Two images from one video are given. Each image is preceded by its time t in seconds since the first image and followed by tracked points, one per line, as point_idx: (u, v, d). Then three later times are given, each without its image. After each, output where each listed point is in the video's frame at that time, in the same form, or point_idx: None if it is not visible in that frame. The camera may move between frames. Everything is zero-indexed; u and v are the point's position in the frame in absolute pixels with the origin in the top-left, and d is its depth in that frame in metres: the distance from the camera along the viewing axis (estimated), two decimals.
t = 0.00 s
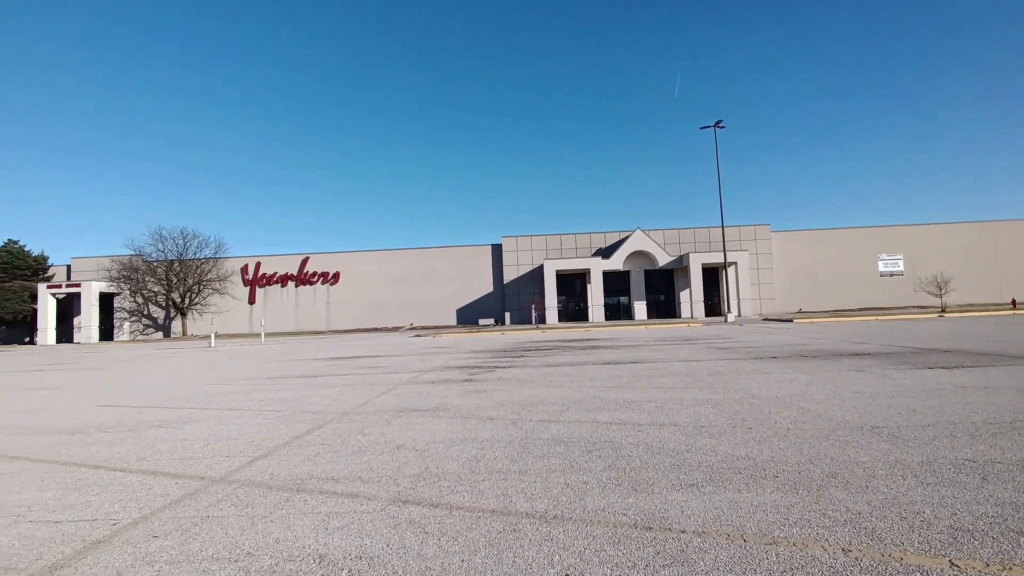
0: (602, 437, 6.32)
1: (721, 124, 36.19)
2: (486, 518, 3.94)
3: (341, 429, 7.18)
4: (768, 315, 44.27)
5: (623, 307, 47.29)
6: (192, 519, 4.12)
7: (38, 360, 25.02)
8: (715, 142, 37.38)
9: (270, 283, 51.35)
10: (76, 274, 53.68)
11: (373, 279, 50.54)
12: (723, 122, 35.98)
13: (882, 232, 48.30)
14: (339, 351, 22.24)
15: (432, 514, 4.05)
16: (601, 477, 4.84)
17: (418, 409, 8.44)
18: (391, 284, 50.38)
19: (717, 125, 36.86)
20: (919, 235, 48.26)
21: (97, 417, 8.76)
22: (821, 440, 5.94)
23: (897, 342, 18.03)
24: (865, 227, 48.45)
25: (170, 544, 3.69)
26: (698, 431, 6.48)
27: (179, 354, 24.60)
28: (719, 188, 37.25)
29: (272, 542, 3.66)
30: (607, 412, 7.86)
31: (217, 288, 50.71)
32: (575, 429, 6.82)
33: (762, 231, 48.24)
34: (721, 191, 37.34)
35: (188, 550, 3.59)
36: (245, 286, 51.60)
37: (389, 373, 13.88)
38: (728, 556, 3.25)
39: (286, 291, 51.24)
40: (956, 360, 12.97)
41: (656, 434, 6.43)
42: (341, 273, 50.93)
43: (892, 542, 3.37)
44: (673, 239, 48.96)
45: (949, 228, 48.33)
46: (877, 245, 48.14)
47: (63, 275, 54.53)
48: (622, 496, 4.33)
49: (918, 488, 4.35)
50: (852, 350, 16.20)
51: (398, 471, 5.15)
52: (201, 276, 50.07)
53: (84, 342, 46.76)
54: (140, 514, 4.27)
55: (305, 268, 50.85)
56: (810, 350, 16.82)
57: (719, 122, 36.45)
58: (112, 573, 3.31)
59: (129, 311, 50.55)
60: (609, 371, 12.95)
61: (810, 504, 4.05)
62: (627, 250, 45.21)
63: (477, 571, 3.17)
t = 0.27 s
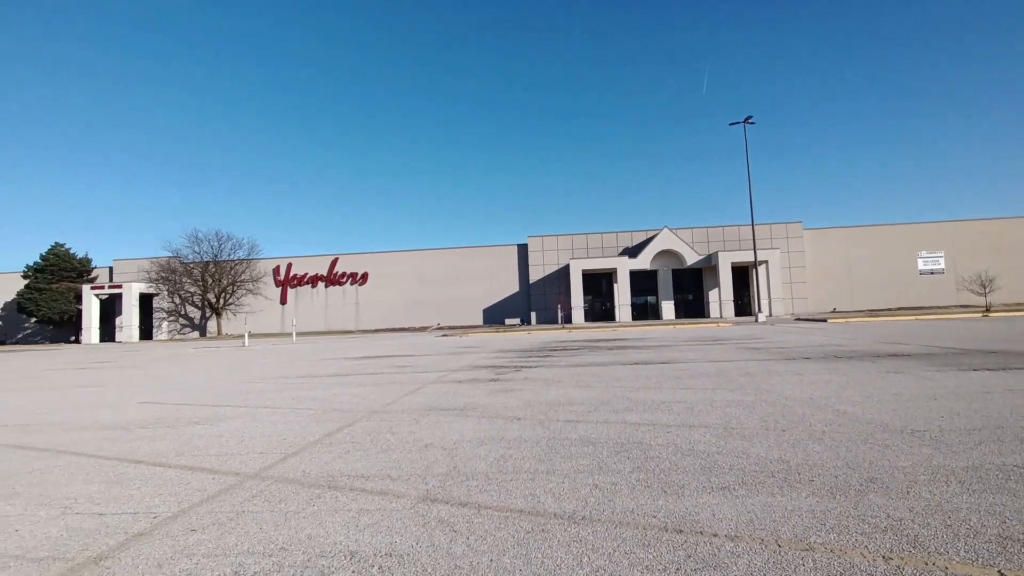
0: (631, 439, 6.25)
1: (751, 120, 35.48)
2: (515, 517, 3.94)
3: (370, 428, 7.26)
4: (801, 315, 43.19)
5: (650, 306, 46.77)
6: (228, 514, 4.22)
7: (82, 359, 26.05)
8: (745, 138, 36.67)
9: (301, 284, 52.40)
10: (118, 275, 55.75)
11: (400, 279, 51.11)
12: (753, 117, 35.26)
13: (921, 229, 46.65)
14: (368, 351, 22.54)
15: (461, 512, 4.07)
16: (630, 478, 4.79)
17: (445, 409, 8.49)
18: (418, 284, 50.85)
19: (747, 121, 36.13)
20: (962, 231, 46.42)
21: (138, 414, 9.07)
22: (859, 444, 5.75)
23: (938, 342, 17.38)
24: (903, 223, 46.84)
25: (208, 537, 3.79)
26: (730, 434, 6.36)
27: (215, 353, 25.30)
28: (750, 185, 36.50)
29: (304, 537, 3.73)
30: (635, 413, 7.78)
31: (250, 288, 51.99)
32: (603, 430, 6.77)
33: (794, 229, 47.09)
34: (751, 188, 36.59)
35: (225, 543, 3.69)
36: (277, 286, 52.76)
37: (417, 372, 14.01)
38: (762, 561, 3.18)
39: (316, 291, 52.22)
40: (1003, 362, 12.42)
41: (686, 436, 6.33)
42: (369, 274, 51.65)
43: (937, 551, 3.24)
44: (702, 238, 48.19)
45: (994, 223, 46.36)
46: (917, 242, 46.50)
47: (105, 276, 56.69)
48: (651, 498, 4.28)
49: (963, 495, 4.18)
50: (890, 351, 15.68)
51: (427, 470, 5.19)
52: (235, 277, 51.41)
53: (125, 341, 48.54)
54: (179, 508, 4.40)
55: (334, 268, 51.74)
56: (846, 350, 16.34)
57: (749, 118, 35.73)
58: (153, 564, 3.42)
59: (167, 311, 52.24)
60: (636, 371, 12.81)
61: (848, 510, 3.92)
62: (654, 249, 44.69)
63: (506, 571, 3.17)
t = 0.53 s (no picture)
0: (642, 441, 6.21)
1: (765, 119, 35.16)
2: (526, 519, 3.93)
3: (382, 429, 7.30)
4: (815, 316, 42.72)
5: (662, 308, 46.53)
6: (242, 514, 4.27)
7: (100, 360, 26.48)
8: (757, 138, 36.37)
9: (313, 286, 52.79)
10: (134, 278, 56.57)
11: (411, 281, 51.32)
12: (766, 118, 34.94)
13: (937, 229, 45.97)
14: (379, 352, 22.63)
15: (471, 514, 4.07)
16: (640, 482, 4.76)
17: (456, 410, 8.50)
18: (429, 286, 51.01)
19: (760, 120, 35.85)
20: (980, 231, 45.69)
21: (153, 414, 9.18)
22: (875, 447, 5.67)
23: (955, 344, 17.08)
24: (920, 224, 46.17)
25: (222, 537, 3.83)
26: (743, 437, 6.29)
27: (229, 355, 25.58)
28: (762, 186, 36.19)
29: (316, 538, 3.75)
30: (647, 415, 7.73)
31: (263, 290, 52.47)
32: (614, 432, 6.73)
33: (808, 230, 46.60)
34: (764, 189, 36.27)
35: (237, 543, 3.72)
36: (290, 288, 53.18)
37: (428, 374, 14.07)
38: (776, 566, 3.15)
39: (328, 293, 52.57)
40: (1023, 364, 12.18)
41: (697, 438, 6.29)
42: (381, 275, 51.92)
43: (954, 557, 3.18)
44: (714, 239, 47.85)
45: (1013, 223, 45.55)
46: (934, 243, 45.82)
47: (122, 279, 57.55)
48: (664, 501, 4.25)
49: (982, 500, 4.10)
50: (907, 353, 15.45)
51: (438, 471, 5.20)
52: (249, 279, 51.91)
53: (141, 343, 49.24)
54: (194, 508, 4.45)
55: (346, 270, 52.06)
56: (861, 352, 16.13)
57: (762, 119, 35.45)
58: (167, 564, 3.46)
59: (182, 313, 52.89)
60: (648, 373, 12.74)
61: (864, 515, 3.86)
62: (666, 250, 44.41)
63: (516, 573, 3.16)
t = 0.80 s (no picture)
0: (652, 443, 6.18)
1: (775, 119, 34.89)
2: (536, 521, 3.92)
3: (392, 430, 7.31)
4: (827, 317, 42.32)
5: (671, 309, 46.31)
6: (253, 514, 4.30)
7: (114, 361, 26.79)
8: (768, 137, 36.12)
9: (323, 288, 53.09)
10: (147, 280, 57.21)
11: (420, 283, 51.47)
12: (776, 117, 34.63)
13: (950, 229, 45.40)
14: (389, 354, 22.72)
15: (480, 516, 4.07)
16: (651, 484, 4.73)
17: (465, 411, 8.51)
18: (438, 287, 51.15)
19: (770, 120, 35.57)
20: (995, 231, 45.09)
21: (166, 415, 9.28)
22: (889, 450, 5.60)
23: (971, 346, 16.84)
24: (934, 224, 45.62)
25: (234, 537, 3.86)
26: (754, 439, 6.24)
27: (240, 356, 25.78)
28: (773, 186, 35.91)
29: (327, 538, 3.77)
30: (657, 417, 7.69)
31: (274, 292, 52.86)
32: (623, 433, 6.70)
33: (820, 230, 46.18)
34: (775, 189, 36.00)
35: (249, 544, 3.75)
36: (300, 290, 53.52)
37: (437, 375, 14.09)
38: (788, 570, 3.11)
39: (338, 295, 52.86)
40: None
41: (708, 440, 6.24)
42: (390, 277, 52.14)
43: (972, 563, 3.13)
44: (724, 239, 47.55)
45: None
46: (948, 243, 45.24)
47: (135, 281, 58.22)
48: (674, 504, 4.22)
49: (999, 505, 4.03)
50: (921, 355, 15.25)
51: (447, 473, 5.21)
52: (260, 281, 52.31)
53: (154, 344, 49.77)
54: (206, 508, 4.49)
55: (356, 272, 52.31)
56: (874, 354, 15.95)
57: (773, 118, 35.18)
58: (180, 564, 3.49)
59: (194, 314, 53.41)
60: (658, 375, 12.68)
61: (878, 518, 3.81)
62: (675, 251, 44.19)
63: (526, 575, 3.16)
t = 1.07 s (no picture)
0: (664, 444, 6.15)
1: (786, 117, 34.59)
2: (547, 523, 3.91)
3: (403, 431, 7.33)
4: (840, 317, 41.86)
5: (682, 310, 46.06)
6: (266, 515, 4.33)
7: (130, 364, 27.13)
8: (778, 136, 35.83)
9: (334, 291, 53.41)
10: (161, 284, 57.91)
11: (431, 285, 51.60)
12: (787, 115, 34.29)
13: (965, 227, 44.70)
14: (400, 356, 22.83)
15: (492, 517, 4.06)
16: (663, 485, 4.70)
17: (476, 413, 8.50)
18: (449, 289, 51.27)
19: (781, 118, 35.26)
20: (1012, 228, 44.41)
21: (181, 417, 9.39)
22: (906, 451, 5.52)
23: (988, 346, 16.56)
24: (950, 222, 44.99)
25: (247, 538, 3.89)
26: (768, 440, 6.18)
27: (252, 358, 26.00)
28: (784, 185, 35.61)
29: (339, 539, 3.79)
30: (668, 418, 7.64)
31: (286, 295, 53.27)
32: (635, 435, 6.67)
33: (832, 229, 45.69)
34: (786, 188, 35.70)
35: (262, 544, 3.77)
36: (311, 293, 53.89)
37: (448, 377, 14.12)
38: (803, 572, 3.07)
39: (349, 297, 53.15)
40: None
41: (720, 442, 6.20)
42: (400, 280, 52.34)
43: (992, 566, 3.07)
44: (735, 239, 47.21)
45: None
46: (964, 241, 44.58)
47: (150, 285, 58.94)
48: (686, 505, 4.18)
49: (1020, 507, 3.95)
50: (937, 354, 15.02)
51: (459, 474, 5.21)
52: (272, 284, 52.73)
53: (169, 347, 50.37)
54: (220, 509, 4.53)
55: (366, 274, 52.58)
56: (889, 354, 15.73)
57: (784, 116, 34.85)
58: (194, 564, 3.52)
59: (208, 318, 53.97)
60: (669, 376, 12.60)
61: (895, 520, 3.75)
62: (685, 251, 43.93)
63: None
